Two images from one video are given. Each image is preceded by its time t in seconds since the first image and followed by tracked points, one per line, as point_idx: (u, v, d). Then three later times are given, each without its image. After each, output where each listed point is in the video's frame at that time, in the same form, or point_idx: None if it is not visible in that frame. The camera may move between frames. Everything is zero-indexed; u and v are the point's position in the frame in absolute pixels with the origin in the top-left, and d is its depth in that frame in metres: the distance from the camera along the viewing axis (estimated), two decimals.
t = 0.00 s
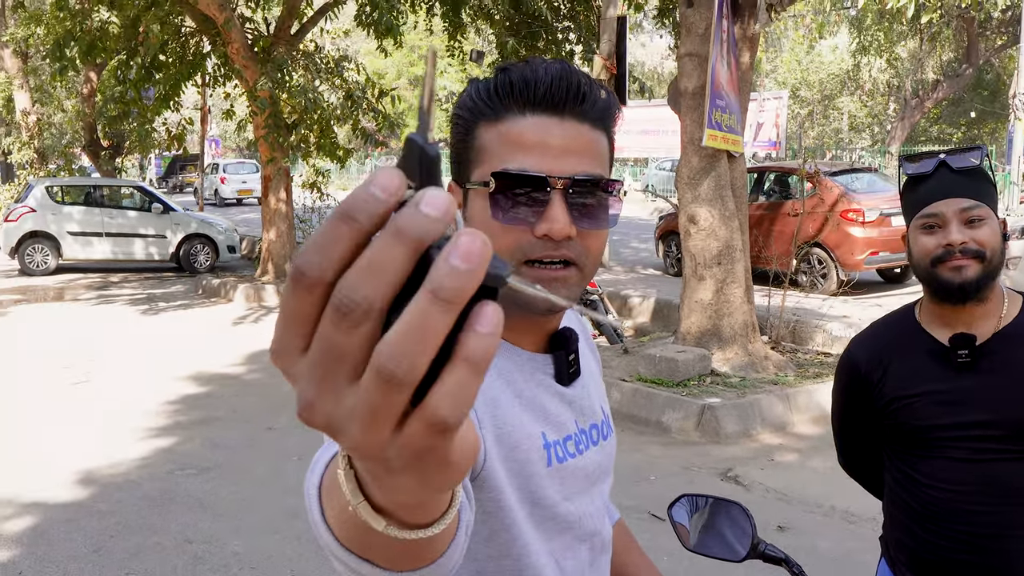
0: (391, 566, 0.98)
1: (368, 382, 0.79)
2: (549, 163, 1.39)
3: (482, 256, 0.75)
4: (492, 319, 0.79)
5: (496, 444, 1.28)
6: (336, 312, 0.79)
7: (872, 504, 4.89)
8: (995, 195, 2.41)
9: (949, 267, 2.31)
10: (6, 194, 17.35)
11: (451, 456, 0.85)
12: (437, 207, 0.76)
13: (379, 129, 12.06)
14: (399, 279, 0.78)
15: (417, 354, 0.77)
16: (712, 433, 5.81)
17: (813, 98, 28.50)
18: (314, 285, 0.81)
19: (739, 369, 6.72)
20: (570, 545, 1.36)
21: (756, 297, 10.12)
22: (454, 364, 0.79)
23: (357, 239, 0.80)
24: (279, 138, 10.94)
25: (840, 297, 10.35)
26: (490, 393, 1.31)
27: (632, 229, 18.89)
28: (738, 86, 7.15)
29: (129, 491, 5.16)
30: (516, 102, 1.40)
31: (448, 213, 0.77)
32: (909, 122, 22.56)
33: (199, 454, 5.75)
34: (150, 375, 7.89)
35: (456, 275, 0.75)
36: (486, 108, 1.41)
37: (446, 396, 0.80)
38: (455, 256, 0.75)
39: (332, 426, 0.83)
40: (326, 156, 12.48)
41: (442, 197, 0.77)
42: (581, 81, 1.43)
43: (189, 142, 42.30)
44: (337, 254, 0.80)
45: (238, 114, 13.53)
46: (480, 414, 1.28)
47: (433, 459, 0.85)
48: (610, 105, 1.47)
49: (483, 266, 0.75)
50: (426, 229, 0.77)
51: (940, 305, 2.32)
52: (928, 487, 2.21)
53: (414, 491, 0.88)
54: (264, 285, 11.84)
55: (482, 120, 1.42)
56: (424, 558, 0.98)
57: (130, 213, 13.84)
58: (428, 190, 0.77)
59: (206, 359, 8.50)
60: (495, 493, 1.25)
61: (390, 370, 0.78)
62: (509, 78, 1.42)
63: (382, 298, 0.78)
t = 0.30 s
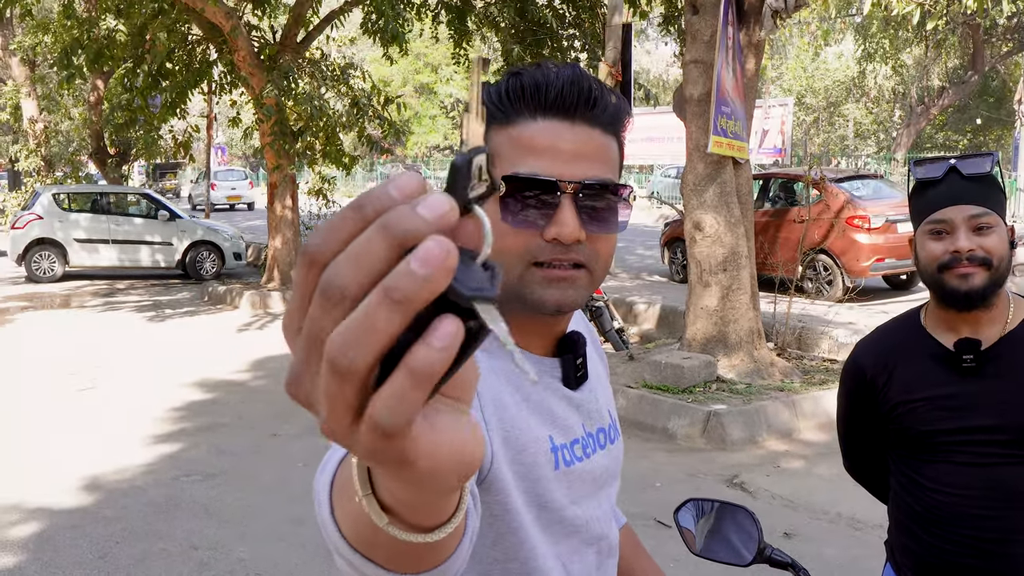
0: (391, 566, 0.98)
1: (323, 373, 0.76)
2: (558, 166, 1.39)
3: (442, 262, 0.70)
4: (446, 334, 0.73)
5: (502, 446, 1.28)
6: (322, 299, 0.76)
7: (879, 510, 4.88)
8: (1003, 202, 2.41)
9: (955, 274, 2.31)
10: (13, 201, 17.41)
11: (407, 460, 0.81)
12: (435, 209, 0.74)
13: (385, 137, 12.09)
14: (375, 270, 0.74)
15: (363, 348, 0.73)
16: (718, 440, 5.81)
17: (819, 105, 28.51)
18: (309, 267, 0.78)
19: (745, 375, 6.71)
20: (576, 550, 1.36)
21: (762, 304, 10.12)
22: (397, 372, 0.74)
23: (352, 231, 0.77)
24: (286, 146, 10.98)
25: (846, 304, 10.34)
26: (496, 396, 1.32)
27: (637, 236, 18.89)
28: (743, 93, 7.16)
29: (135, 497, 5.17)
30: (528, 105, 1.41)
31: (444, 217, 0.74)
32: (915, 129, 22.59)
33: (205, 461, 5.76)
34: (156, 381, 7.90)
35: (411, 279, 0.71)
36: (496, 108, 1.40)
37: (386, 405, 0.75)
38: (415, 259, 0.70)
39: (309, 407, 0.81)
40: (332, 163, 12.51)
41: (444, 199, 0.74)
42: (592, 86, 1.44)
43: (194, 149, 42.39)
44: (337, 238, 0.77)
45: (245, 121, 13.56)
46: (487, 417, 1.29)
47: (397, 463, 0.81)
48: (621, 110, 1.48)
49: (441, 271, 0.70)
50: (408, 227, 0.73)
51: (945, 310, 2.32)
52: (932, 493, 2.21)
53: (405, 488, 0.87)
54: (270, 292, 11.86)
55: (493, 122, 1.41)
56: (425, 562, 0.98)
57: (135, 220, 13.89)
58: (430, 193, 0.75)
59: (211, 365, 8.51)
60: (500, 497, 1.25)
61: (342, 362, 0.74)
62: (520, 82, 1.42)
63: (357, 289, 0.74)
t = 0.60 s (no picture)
0: (388, 565, 0.98)
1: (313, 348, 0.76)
2: (560, 167, 1.40)
3: (423, 246, 0.69)
4: (421, 321, 0.70)
5: (502, 448, 1.28)
6: (325, 277, 0.77)
7: (881, 515, 4.87)
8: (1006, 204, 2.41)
9: (957, 277, 2.31)
10: (15, 206, 17.42)
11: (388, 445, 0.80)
12: (439, 199, 0.73)
13: (387, 141, 12.09)
14: (368, 248, 0.75)
15: (345, 322, 0.73)
16: (721, 444, 5.80)
17: (822, 109, 28.50)
18: (319, 243, 0.81)
19: (748, 379, 6.71)
20: (575, 551, 1.36)
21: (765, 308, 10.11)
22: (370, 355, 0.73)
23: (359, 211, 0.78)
24: (288, 150, 10.99)
25: (849, 307, 10.35)
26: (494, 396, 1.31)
27: (640, 240, 18.88)
28: (746, 96, 7.15)
29: (136, 501, 5.17)
30: (529, 106, 1.40)
31: (446, 211, 0.73)
32: (918, 133, 22.58)
33: (207, 464, 5.76)
34: (159, 385, 7.90)
35: (393, 259, 0.70)
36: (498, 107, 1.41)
37: (357, 387, 0.74)
38: (397, 241, 0.69)
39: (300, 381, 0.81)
40: (335, 167, 12.51)
41: (450, 193, 0.73)
42: (593, 87, 1.43)
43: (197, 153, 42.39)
44: (344, 214, 0.79)
45: (247, 125, 13.56)
46: (486, 417, 1.28)
47: (378, 450, 0.80)
48: (623, 112, 1.48)
49: (420, 253, 0.69)
50: (408, 211, 0.73)
51: (948, 313, 2.31)
52: (936, 495, 2.21)
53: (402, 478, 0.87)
54: (272, 296, 11.85)
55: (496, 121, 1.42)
56: (422, 562, 0.98)
57: (138, 224, 13.91)
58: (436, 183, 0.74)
59: (214, 370, 8.51)
60: (499, 496, 1.25)
61: (325, 337, 0.74)
62: (520, 84, 1.41)
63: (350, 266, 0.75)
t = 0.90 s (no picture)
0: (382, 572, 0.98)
1: (375, 396, 0.75)
2: (558, 165, 1.39)
3: (493, 274, 0.69)
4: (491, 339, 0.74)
5: (495, 449, 1.27)
6: (342, 332, 0.74)
7: (880, 516, 4.86)
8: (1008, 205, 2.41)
9: (957, 277, 2.32)
10: (16, 208, 17.41)
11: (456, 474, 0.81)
12: (442, 227, 0.70)
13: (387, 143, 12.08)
14: (399, 295, 0.72)
15: (427, 371, 0.73)
16: (720, 446, 5.79)
17: (822, 111, 28.49)
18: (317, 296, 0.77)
19: (748, 381, 6.71)
20: (569, 553, 1.36)
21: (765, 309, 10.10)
22: (452, 384, 0.74)
23: (360, 254, 0.75)
24: (288, 152, 10.99)
25: (849, 309, 10.34)
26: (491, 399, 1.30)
27: (640, 243, 18.86)
28: (746, 98, 7.14)
29: (136, 503, 5.16)
30: (527, 105, 1.40)
31: (454, 234, 0.70)
32: (919, 135, 22.59)
33: (207, 467, 5.75)
34: (158, 388, 7.89)
35: (467, 293, 0.69)
36: (494, 107, 1.41)
37: (444, 424, 0.75)
38: (465, 275, 0.69)
39: (333, 441, 0.78)
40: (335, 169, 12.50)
41: (451, 216, 0.71)
42: (591, 88, 1.43)
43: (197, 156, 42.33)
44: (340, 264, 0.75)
45: (247, 127, 13.54)
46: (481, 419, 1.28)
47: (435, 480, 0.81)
48: (620, 111, 1.48)
49: (492, 285, 0.69)
50: (426, 250, 0.70)
51: (947, 314, 2.31)
52: (935, 497, 2.20)
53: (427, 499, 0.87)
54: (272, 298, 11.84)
55: (493, 119, 1.41)
56: (420, 568, 0.97)
57: (139, 227, 13.90)
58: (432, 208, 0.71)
59: (214, 371, 8.50)
60: (493, 497, 1.24)
61: (401, 384, 0.74)
62: (518, 84, 1.42)
63: (385, 318, 0.73)
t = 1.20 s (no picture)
0: None
1: (359, 405, 0.76)
2: (552, 166, 1.38)
3: (485, 289, 0.71)
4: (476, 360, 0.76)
5: (485, 448, 1.27)
6: (327, 344, 0.75)
7: (878, 517, 4.86)
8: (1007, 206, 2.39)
9: (955, 279, 2.31)
10: (16, 209, 17.41)
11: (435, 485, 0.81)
12: (431, 241, 0.71)
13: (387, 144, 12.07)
14: (389, 308, 0.73)
15: (413, 382, 0.74)
16: (719, 447, 5.78)
17: (822, 111, 28.49)
18: (303, 305, 0.77)
19: (747, 382, 6.71)
20: (561, 552, 1.36)
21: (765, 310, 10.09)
22: (437, 403, 0.76)
23: (347, 265, 0.75)
24: (288, 153, 10.98)
25: (849, 310, 10.33)
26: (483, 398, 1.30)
27: (640, 243, 18.85)
28: (745, 99, 7.15)
29: (134, 503, 5.16)
30: (520, 106, 1.40)
31: (442, 247, 0.71)
32: (919, 135, 22.60)
33: (206, 467, 5.74)
34: (157, 388, 7.89)
35: (459, 306, 0.71)
36: (487, 110, 1.41)
37: (432, 437, 0.77)
38: (460, 289, 0.70)
39: (318, 447, 0.79)
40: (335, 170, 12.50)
41: (440, 231, 0.72)
42: (584, 88, 1.43)
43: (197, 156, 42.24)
44: (330, 276, 0.76)
45: (247, 128, 13.52)
46: (473, 419, 1.27)
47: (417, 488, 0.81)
48: (613, 111, 1.47)
49: (483, 299, 0.71)
50: (417, 267, 0.71)
51: (945, 315, 2.31)
52: (934, 500, 2.19)
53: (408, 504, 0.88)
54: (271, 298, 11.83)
55: (485, 120, 1.41)
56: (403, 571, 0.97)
57: (138, 227, 13.89)
58: (424, 224, 0.72)
59: (212, 372, 8.48)
60: (482, 495, 1.24)
61: (386, 395, 0.75)
62: (511, 84, 1.42)
63: (374, 332, 0.74)
